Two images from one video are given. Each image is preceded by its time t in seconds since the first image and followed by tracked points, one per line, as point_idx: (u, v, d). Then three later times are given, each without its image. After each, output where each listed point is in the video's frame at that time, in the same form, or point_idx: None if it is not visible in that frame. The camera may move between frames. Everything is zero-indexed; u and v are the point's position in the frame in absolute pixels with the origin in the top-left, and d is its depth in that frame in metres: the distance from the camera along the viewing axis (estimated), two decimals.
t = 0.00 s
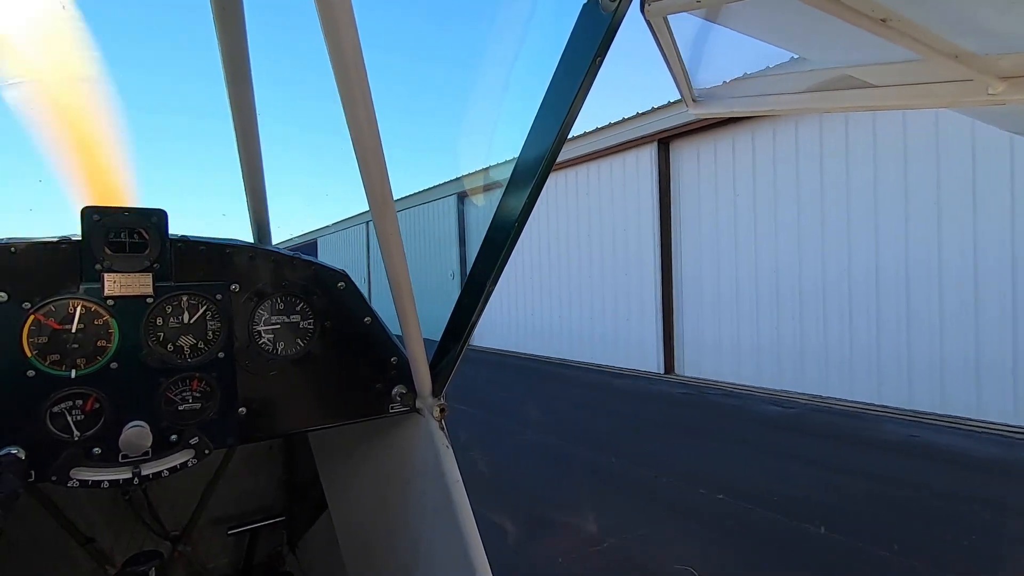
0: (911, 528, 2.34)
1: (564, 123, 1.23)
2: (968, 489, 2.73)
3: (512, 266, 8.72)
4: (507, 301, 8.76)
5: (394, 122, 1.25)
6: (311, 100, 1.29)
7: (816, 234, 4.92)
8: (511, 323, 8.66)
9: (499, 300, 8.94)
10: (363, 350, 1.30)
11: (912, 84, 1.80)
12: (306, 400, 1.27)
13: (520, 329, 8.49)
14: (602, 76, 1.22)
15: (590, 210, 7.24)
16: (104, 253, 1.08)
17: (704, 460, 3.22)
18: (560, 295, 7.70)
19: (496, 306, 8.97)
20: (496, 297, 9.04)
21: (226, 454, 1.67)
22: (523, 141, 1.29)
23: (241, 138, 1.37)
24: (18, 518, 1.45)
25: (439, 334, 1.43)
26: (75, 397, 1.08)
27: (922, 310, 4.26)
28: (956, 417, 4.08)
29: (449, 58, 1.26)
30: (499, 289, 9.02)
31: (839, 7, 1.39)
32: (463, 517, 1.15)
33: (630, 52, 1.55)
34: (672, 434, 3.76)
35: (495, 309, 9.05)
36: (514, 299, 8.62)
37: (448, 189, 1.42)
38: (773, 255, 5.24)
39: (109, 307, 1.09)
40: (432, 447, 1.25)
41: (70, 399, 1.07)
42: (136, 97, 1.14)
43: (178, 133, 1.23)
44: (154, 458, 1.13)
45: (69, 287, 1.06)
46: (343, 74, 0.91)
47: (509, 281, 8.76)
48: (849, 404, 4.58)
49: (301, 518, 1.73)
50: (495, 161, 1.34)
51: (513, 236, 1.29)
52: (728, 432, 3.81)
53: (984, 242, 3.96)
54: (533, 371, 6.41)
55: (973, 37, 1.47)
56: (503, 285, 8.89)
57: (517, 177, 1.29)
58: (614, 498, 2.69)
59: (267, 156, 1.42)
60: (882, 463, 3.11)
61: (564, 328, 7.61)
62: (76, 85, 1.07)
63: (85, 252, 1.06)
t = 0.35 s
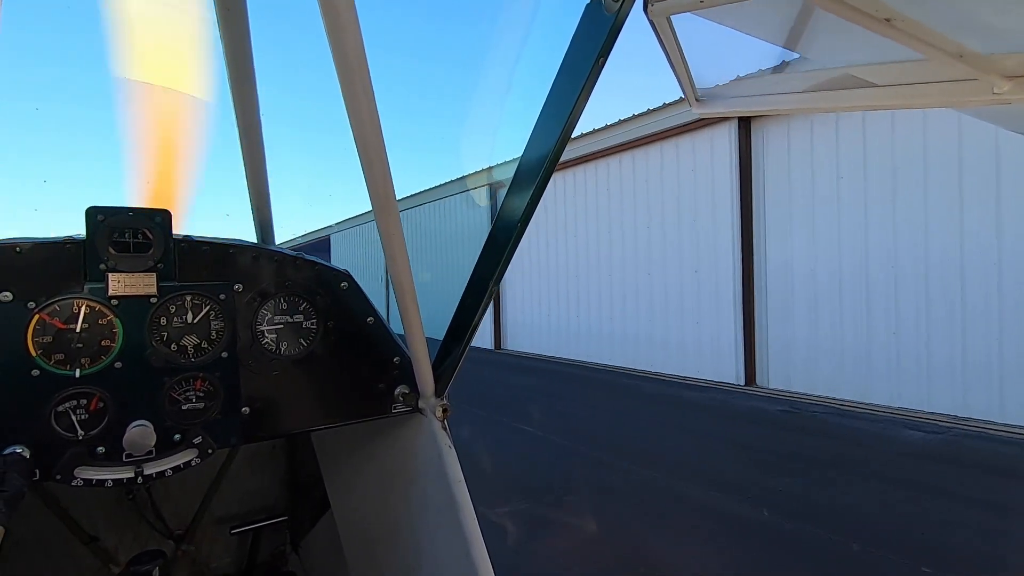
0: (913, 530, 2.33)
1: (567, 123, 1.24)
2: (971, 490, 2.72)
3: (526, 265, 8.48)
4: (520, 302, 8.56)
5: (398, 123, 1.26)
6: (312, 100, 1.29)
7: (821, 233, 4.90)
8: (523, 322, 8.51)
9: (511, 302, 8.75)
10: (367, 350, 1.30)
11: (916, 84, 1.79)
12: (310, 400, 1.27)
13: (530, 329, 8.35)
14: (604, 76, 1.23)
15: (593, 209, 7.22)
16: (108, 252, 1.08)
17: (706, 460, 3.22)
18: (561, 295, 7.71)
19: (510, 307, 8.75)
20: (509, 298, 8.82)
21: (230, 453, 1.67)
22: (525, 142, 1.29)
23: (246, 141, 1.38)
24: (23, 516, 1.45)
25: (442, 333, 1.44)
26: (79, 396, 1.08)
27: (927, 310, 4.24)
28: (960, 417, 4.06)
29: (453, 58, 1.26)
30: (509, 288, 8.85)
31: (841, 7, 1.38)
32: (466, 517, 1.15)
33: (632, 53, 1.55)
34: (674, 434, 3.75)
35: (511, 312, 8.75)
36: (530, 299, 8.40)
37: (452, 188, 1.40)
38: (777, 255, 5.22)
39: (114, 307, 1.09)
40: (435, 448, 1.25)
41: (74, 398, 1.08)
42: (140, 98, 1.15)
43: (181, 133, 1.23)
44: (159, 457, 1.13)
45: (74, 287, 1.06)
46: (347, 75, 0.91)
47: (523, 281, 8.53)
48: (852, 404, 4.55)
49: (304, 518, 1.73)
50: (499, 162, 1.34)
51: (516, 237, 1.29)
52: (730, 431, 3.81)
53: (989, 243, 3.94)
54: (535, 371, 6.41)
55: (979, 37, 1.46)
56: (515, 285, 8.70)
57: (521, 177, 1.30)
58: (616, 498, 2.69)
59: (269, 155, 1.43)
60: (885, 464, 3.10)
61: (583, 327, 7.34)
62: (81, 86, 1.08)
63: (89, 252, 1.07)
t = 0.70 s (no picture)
0: (912, 530, 2.33)
1: (567, 124, 1.23)
2: (971, 490, 2.72)
3: (561, 262, 7.63)
4: (553, 304, 7.73)
5: (398, 123, 1.26)
6: (313, 100, 1.29)
7: (817, 231, 4.82)
8: (557, 326, 7.66)
9: (544, 304, 7.93)
10: (368, 350, 1.30)
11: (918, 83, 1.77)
12: (311, 400, 1.27)
13: (563, 333, 7.52)
14: (604, 77, 1.23)
15: (592, 208, 7.16)
16: (109, 252, 1.08)
17: (706, 459, 3.21)
18: (557, 294, 7.68)
19: (545, 308, 7.87)
20: (541, 300, 7.98)
21: (231, 453, 1.67)
22: (526, 143, 1.29)
23: (247, 138, 1.40)
24: (24, 515, 1.46)
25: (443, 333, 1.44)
26: (80, 396, 1.08)
27: (925, 308, 4.15)
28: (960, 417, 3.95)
29: (454, 59, 1.26)
30: (541, 287, 8.00)
31: (843, 7, 1.36)
32: (466, 517, 1.15)
33: (633, 54, 1.55)
34: (674, 434, 3.73)
35: (546, 315, 7.86)
36: (566, 301, 7.53)
37: (452, 188, 1.40)
38: (775, 254, 5.14)
39: (115, 307, 1.09)
40: (435, 448, 1.25)
41: (75, 398, 1.08)
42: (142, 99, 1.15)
43: (182, 132, 1.23)
44: (160, 457, 1.13)
45: (75, 287, 1.06)
46: (348, 76, 0.91)
47: (558, 280, 7.66)
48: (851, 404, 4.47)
49: (304, 518, 1.73)
50: (499, 162, 1.34)
51: (516, 237, 1.30)
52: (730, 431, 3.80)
53: (987, 239, 3.85)
54: (534, 370, 6.41)
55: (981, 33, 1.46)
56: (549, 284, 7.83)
57: (521, 178, 1.30)
58: (615, 498, 2.69)
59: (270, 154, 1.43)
60: (885, 463, 3.10)
61: (621, 334, 6.64)
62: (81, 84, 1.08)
63: (89, 252, 1.07)
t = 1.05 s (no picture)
0: (909, 530, 2.33)
1: (567, 124, 1.24)
2: (970, 489, 2.72)
3: (610, 259, 6.90)
4: (602, 305, 7.01)
5: (398, 124, 1.26)
6: (312, 100, 1.29)
7: (819, 231, 4.82)
8: (605, 329, 6.96)
9: (589, 306, 7.22)
10: (366, 350, 1.30)
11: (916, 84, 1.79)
12: (309, 400, 1.27)
13: (614, 337, 6.83)
14: (603, 76, 1.23)
15: (594, 207, 7.13)
16: (107, 252, 1.08)
17: (704, 459, 3.21)
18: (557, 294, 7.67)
19: (592, 310, 7.14)
20: (586, 301, 7.25)
21: (229, 453, 1.67)
22: (525, 142, 1.29)
23: (246, 145, 1.39)
24: (22, 515, 1.46)
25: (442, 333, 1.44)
26: (78, 397, 1.08)
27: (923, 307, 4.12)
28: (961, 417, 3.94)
29: (453, 59, 1.26)
30: (584, 286, 7.30)
31: (842, 8, 1.37)
32: (464, 518, 1.15)
33: (632, 53, 1.54)
34: (675, 433, 3.72)
35: (592, 317, 7.17)
36: (616, 301, 6.83)
37: (451, 189, 1.41)
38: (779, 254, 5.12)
39: (112, 307, 1.09)
40: (434, 449, 1.25)
41: (73, 398, 1.07)
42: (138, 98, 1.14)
43: (181, 132, 1.24)
44: (158, 458, 1.13)
45: (73, 287, 1.06)
46: (347, 76, 0.91)
47: (608, 278, 6.93)
48: (853, 403, 4.47)
49: (303, 518, 1.73)
50: (498, 162, 1.34)
51: (515, 237, 1.29)
52: (728, 430, 3.80)
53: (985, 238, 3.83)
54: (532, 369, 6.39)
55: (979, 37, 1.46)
56: (596, 284, 7.12)
57: (520, 177, 1.30)
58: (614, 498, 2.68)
59: (269, 153, 1.43)
60: (883, 463, 3.10)
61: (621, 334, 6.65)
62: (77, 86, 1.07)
63: (87, 252, 1.07)
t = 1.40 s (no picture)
0: (909, 529, 2.32)
1: (566, 124, 1.23)
2: (970, 488, 2.71)
3: (668, 254, 6.13)
4: (659, 304, 6.22)
5: (398, 124, 1.26)
6: (312, 100, 1.29)
7: (819, 229, 4.76)
8: (662, 332, 6.21)
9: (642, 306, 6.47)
10: (367, 351, 1.30)
11: (918, 80, 1.79)
12: (309, 400, 1.27)
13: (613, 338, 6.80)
14: (604, 76, 1.22)
15: (593, 205, 7.05)
16: (107, 252, 1.08)
17: (704, 458, 3.21)
18: (556, 293, 7.66)
19: (647, 311, 6.37)
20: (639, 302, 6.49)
21: (230, 453, 1.67)
22: (524, 143, 1.29)
23: (246, 143, 1.38)
24: (24, 515, 1.46)
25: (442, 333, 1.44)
26: (78, 397, 1.08)
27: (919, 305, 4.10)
28: (962, 417, 3.87)
29: (455, 59, 1.26)
30: (637, 283, 6.52)
31: (843, 5, 1.37)
32: (465, 516, 1.15)
33: (632, 53, 1.55)
34: (676, 433, 3.70)
35: (645, 320, 6.41)
36: (677, 302, 6.05)
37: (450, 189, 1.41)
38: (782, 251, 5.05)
39: (113, 307, 1.09)
40: (434, 448, 1.25)
41: (74, 398, 1.07)
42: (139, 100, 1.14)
43: (182, 133, 1.24)
44: (159, 457, 1.13)
45: (74, 287, 1.06)
46: (347, 75, 0.91)
47: (666, 275, 6.16)
48: (851, 403, 4.45)
49: (303, 518, 1.73)
50: (498, 162, 1.34)
51: (516, 236, 1.29)
52: (728, 429, 3.79)
53: (983, 233, 3.78)
54: (531, 369, 6.37)
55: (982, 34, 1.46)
56: (651, 282, 6.33)
57: (520, 177, 1.29)
58: (613, 498, 2.68)
59: (268, 152, 1.43)
60: (883, 462, 3.09)
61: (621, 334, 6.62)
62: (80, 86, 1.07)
63: (87, 252, 1.07)
